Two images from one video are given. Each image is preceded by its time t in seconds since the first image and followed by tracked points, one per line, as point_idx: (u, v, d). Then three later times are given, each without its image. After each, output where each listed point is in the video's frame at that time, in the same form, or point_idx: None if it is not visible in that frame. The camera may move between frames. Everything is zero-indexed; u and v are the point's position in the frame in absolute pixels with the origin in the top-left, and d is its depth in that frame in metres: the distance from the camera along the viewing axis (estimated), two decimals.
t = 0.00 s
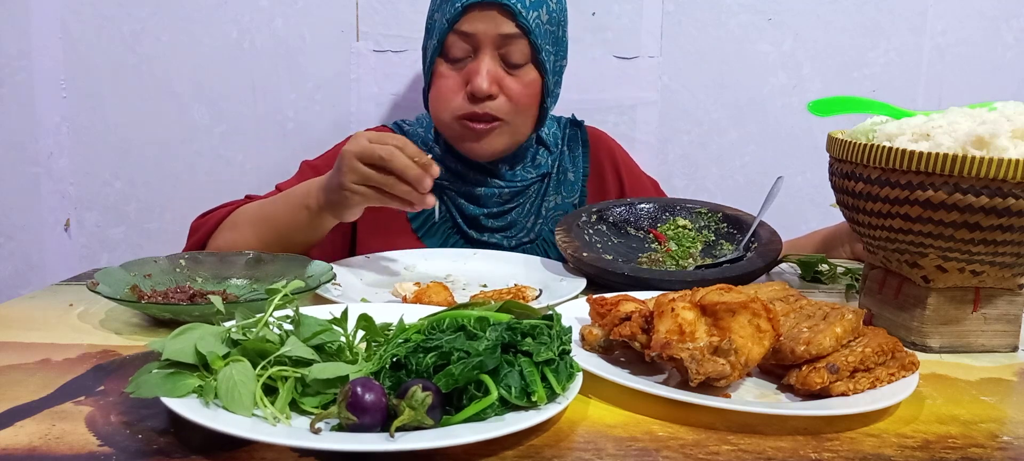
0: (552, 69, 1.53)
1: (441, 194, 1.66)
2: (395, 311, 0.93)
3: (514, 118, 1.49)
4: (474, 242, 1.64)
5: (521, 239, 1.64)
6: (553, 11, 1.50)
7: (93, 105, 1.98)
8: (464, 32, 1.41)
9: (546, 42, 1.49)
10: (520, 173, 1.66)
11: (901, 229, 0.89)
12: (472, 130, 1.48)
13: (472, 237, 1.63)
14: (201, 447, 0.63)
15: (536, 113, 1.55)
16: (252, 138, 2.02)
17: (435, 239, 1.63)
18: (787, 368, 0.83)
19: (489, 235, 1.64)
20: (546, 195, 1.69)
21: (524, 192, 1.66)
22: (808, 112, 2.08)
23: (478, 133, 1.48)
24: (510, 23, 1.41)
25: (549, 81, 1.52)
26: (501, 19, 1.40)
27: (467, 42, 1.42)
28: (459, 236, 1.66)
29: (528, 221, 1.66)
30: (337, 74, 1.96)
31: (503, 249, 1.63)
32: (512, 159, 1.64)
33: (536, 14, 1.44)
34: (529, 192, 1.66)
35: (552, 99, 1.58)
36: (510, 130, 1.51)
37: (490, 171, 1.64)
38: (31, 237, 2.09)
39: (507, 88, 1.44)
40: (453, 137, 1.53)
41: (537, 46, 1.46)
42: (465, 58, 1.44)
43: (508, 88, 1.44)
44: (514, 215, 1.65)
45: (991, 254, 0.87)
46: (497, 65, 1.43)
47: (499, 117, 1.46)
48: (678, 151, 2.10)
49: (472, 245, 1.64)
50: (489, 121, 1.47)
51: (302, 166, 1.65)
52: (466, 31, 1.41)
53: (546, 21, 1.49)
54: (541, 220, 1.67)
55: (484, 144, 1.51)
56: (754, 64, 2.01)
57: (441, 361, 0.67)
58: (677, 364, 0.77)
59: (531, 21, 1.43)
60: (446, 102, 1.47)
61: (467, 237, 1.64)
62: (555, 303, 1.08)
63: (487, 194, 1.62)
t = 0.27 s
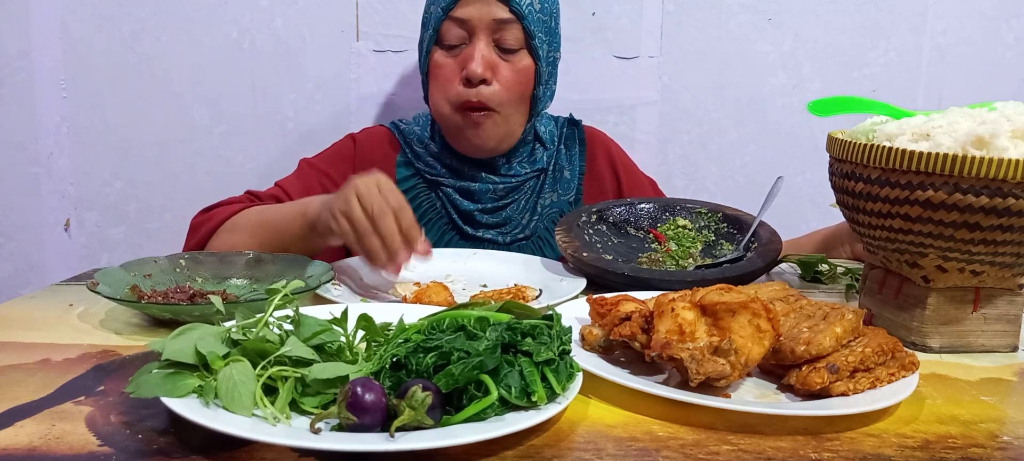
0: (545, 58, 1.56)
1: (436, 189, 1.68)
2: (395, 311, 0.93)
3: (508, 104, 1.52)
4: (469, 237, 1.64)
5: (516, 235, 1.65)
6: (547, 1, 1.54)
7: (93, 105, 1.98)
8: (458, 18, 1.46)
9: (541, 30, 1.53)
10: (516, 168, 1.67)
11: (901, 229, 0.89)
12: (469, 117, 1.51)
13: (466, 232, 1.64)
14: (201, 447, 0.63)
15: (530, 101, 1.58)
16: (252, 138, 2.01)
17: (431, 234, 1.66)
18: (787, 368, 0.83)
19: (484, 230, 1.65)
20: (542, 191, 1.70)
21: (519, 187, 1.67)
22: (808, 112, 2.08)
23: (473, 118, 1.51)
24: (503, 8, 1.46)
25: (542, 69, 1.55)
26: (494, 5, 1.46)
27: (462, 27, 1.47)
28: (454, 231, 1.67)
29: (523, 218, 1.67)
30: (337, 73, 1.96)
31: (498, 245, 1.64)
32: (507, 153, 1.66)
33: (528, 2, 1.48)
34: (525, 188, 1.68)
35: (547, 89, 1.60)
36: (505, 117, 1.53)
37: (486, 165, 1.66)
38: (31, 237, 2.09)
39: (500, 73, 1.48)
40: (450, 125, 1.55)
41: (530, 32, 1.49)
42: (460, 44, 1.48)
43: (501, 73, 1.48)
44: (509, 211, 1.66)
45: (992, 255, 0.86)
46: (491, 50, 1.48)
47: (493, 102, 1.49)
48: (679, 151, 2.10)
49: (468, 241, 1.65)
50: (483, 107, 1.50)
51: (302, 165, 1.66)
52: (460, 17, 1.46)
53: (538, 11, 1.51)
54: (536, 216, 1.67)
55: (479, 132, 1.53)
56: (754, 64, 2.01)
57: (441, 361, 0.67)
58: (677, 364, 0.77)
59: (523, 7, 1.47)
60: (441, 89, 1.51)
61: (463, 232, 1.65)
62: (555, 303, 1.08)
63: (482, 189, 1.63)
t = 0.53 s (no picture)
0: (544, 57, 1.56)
1: (437, 187, 1.68)
2: (395, 311, 0.93)
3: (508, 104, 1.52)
4: (469, 236, 1.64)
5: (516, 234, 1.65)
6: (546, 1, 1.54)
7: (93, 105, 1.98)
8: (456, 18, 1.46)
9: (540, 30, 1.53)
10: (516, 168, 1.68)
11: (901, 229, 0.89)
12: (467, 117, 1.51)
13: (466, 231, 1.64)
14: (201, 447, 0.63)
15: (529, 100, 1.58)
16: (252, 138, 2.01)
17: (431, 231, 1.66)
18: (787, 368, 0.83)
19: (483, 229, 1.65)
20: (541, 191, 1.70)
21: (519, 187, 1.68)
22: (808, 112, 2.08)
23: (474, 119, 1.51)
24: (501, 8, 1.46)
25: (541, 68, 1.55)
26: (493, 5, 1.46)
27: (461, 28, 1.47)
28: (454, 230, 1.67)
29: (523, 217, 1.67)
30: (338, 73, 1.96)
31: (497, 244, 1.63)
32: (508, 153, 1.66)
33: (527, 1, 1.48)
34: (525, 187, 1.68)
35: (546, 88, 1.60)
36: (505, 117, 1.53)
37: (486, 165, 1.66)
38: (31, 236, 2.09)
39: (500, 73, 1.48)
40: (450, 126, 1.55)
41: (529, 31, 1.50)
42: (459, 44, 1.48)
43: (500, 73, 1.48)
44: (508, 211, 1.66)
45: (992, 254, 0.86)
46: (490, 50, 1.48)
47: (493, 102, 1.49)
48: (679, 151, 2.10)
49: (467, 239, 1.65)
50: (483, 106, 1.50)
51: (306, 158, 1.66)
52: (458, 18, 1.46)
53: (537, 10, 1.52)
54: (536, 216, 1.67)
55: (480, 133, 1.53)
56: (754, 64, 2.01)
57: (441, 361, 0.67)
58: (677, 363, 0.77)
59: (522, 7, 1.47)
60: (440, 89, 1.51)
61: (462, 230, 1.65)
62: (555, 303, 1.08)
63: (481, 188, 1.63)
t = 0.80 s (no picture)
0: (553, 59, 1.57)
1: (440, 186, 1.67)
2: (395, 311, 0.93)
3: (518, 104, 1.53)
4: (473, 235, 1.64)
5: (520, 233, 1.65)
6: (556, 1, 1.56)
7: (93, 105, 1.98)
8: (468, 16, 1.47)
9: (551, 29, 1.55)
10: (521, 166, 1.69)
11: (901, 229, 0.89)
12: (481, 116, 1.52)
13: (471, 229, 1.64)
14: (201, 447, 0.63)
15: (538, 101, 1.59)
16: (252, 138, 2.01)
17: (435, 231, 1.66)
18: (787, 368, 0.83)
19: (487, 228, 1.65)
20: (545, 190, 1.71)
21: (523, 186, 1.69)
22: (808, 112, 2.08)
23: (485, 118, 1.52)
24: (514, 7, 1.48)
25: (550, 69, 1.56)
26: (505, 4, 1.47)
27: (473, 26, 1.48)
28: (457, 229, 1.66)
29: (526, 216, 1.67)
30: (338, 73, 1.96)
31: (501, 243, 1.63)
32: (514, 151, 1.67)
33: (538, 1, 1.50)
34: (528, 186, 1.69)
35: (555, 89, 1.61)
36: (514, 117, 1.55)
37: (493, 164, 1.68)
38: (31, 236, 2.09)
39: (512, 72, 1.49)
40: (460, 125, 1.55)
41: (540, 31, 1.51)
42: (471, 43, 1.50)
43: (512, 72, 1.50)
44: (512, 210, 1.66)
45: (992, 254, 0.86)
46: (502, 50, 1.49)
47: (504, 101, 1.51)
48: (679, 151, 2.10)
49: (471, 238, 1.65)
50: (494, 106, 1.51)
51: (307, 161, 1.66)
52: (471, 16, 1.47)
53: (547, 11, 1.53)
54: (539, 216, 1.68)
55: (490, 131, 1.54)
56: (754, 64, 2.01)
57: (441, 361, 0.67)
58: (677, 363, 0.77)
59: (534, 6, 1.49)
60: (452, 87, 1.52)
61: (466, 229, 1.65)
62: (555, 303, 1.08)
63: (486, 186, 1.64)
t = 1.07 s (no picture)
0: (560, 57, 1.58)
1: (442, 186, 1.67)
2: (395, 311, 0.93)
3: (527, 102, 1.53)
4: (475, 235, 1.64)
5: (521, 234, 1.65)
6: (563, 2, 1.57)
7: (93, 105, 1.98)
8: (479, 16, 1.47)
9: (558, 30, 1.55)
10: (524, 166, 1.69)
11: (901, 229, 0.89)
12: (489, 114, 1.51)
13: (472, 230, 1.64)
14: (201, 447, 0.63)
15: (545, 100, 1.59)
16: (252, 138, 2.02)
17: (436, 231, 1.66)
18: (787, 368, 0.83)
19: (489, 229, 1.65)
20: (547, 192, 1.71)
21: (525, 187, 1.68)
22: (808, 112, 2.08)
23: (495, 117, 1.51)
24: (524, 7, 1.48)
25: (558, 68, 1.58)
26: (516, 3, 1.47)
27: (483, 25, 1.48)
28: (459, 229, 1.66)
29: (528, 217, 1.68)
30: (338, 73, 1.96)
31: (502, 244, 1.64)
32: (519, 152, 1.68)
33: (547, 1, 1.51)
34: (531, 187, 1.69)
35: (560, 87, 1.62)
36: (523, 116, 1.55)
37: (497, 164, 1.68)
38: (30, 236, 2.09)
39: (522, 71, 1.49)
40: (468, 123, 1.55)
41: (549, 31, 1.52)
42: (480, 41, 1.49)
43: (522, 71, 1.49)
44: (514, 210, 1.66)
45: (992, 255, 0.86)
46: (512, 48, 1.49)
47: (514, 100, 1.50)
48: (679, 151, 2.10)
49: (472, 239, 1.65)
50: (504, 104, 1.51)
51: (309, 157, 1.66)
52: (482, 15, 1.47)
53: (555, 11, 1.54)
54: (541, 216, 1.69)
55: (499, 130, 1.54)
56: (754, 64, 2.01)
57: (441, 361, 0.67)
58: (677, 363, 0.77)
59: (544, 6, 1.49)
60: (460, 86, 1.51)
61: (468, 230, 1.65)
62: (555, 303, 1.08)
63: (488, 187, 1.64)
